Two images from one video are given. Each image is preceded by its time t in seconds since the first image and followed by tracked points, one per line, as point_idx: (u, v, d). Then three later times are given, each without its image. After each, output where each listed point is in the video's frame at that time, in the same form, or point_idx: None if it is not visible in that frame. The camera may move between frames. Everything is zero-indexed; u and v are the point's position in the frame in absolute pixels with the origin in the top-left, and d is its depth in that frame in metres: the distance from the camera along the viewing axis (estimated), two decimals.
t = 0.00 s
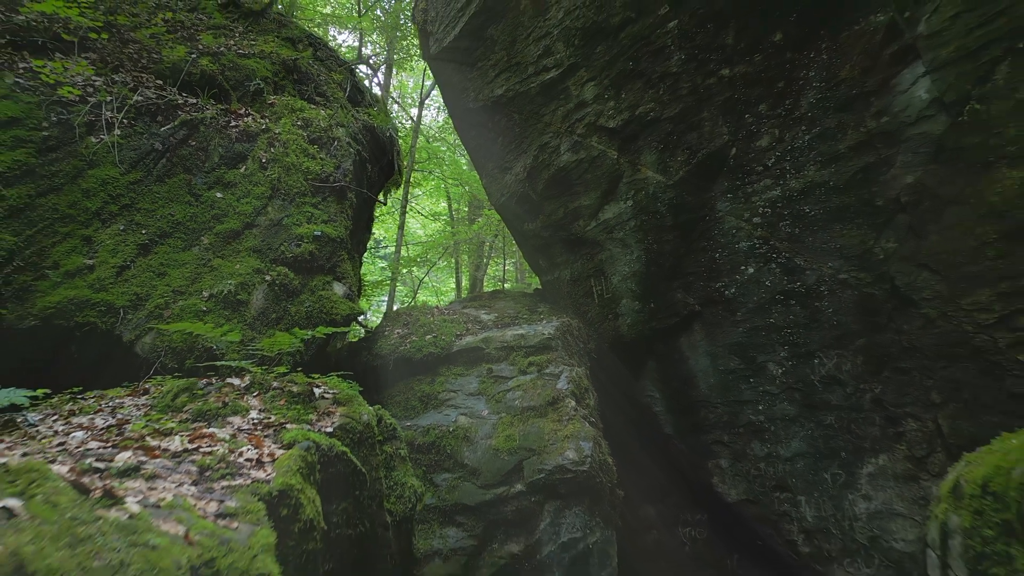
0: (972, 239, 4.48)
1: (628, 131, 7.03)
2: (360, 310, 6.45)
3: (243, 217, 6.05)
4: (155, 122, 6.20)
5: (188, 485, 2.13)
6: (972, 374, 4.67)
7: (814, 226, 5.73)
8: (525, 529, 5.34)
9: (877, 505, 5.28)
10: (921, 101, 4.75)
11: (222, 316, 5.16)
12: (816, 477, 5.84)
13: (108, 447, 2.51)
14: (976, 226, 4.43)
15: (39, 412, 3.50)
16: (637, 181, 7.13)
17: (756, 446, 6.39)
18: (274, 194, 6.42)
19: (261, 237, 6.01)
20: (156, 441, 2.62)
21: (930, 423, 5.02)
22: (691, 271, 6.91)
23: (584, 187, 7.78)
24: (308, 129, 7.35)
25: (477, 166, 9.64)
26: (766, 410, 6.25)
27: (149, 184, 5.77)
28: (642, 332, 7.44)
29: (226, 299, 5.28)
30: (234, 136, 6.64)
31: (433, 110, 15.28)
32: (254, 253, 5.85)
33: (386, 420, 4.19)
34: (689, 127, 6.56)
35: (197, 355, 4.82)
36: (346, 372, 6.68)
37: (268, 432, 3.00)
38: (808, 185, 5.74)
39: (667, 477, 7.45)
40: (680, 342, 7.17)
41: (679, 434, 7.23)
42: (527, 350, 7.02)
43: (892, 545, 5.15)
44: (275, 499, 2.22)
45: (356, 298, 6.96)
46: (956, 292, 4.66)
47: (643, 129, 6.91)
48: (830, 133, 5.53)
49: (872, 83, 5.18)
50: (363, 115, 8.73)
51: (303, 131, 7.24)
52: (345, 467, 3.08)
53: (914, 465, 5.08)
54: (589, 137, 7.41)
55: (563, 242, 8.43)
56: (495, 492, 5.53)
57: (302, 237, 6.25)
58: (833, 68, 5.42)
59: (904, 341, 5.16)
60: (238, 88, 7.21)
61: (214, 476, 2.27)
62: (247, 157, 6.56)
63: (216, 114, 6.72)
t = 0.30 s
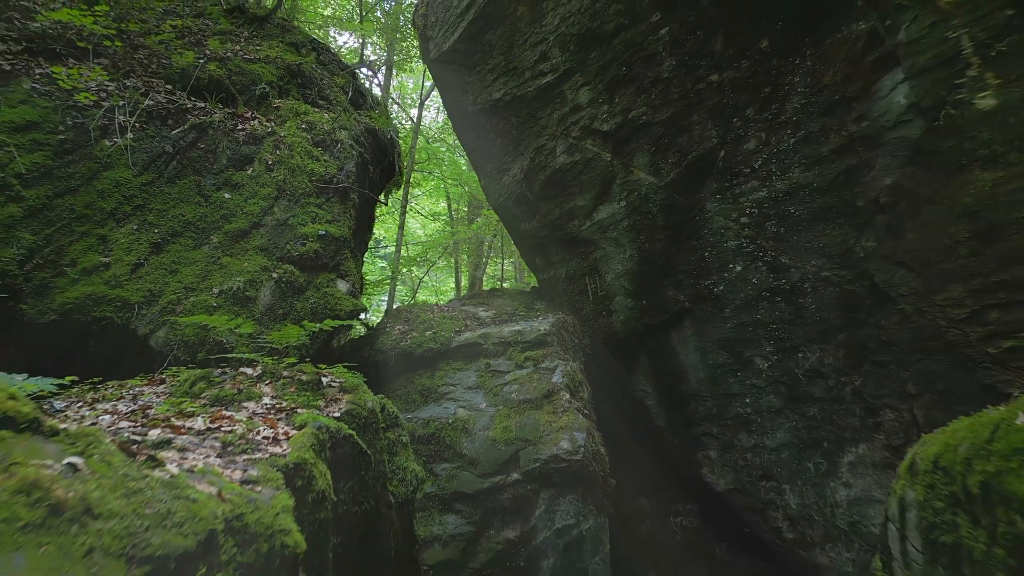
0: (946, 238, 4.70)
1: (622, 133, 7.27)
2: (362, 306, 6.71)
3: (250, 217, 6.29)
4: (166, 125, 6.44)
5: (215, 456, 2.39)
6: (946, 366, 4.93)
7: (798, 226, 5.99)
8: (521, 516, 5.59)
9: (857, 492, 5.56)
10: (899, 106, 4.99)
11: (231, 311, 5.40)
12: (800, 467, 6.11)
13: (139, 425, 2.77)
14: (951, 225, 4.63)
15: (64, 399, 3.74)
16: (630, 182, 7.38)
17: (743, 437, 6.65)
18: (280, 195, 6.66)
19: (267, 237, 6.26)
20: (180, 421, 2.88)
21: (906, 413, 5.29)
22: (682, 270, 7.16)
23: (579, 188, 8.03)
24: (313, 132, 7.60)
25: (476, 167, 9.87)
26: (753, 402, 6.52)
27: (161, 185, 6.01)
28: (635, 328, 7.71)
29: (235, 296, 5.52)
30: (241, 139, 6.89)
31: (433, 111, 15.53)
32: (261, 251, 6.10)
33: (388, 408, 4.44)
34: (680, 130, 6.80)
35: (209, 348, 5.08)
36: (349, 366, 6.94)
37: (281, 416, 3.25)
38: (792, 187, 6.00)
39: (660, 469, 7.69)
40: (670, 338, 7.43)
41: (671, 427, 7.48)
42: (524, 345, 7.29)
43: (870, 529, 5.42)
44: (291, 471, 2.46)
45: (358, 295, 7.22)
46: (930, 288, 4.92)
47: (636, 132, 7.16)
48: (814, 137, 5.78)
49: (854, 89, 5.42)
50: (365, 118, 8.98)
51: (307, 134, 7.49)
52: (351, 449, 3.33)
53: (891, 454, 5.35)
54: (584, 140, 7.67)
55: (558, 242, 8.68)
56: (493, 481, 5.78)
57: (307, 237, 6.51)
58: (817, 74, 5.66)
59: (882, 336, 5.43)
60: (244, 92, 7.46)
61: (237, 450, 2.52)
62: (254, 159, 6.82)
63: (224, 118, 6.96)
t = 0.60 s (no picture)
0: (926, 238, 4.93)
1: (617, 136, 7.48)
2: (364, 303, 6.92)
3: (256, 217, 6.50)
4: (174, 128, 6.64)
5: (233, 436, 2.60)
6: (926, 360, 5.17)
7: (786, 226, 6.20)
8: (518, 506, 5.79)
9: (842, 482, 5.78)
10: (882, 110, 5.20)
11: (239, 307, 5.60)
12: (788, 458, 6.33)
13: (160, 410, 2.98)
14: (931, 225, 4.86)
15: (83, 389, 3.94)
16: (625, 183, 7.59)
17: (733, 430, 6.86)
18: (285, 195, 6.87)
19: (273, 236, 6.47)
20: (198, 407, 3.09)
21: (888, 405, 5.53)
22: (675, 268, 7.37)
23: (576, 188, 8.23)
24: (316, 134, 7.81)
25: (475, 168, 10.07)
26: (743, 396, 6.73)
27: (170, 186, 6.22)
28: (629, 325, 7.93)
29: (242, 293, 5.73)
30: (246, 141, 7.09)
31: (433, 112, 15.73)
32: (267, 250, 6.31)
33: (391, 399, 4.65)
34: (673, 132, 7.01)
35: (218, 343, 5.28)
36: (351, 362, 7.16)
37: (291, 403, 3.47)
38: (781, 188, 6.20)
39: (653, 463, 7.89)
40: (663, 335, 7.65)
41: (664, 421, 7.69)
42: (521, 341, 7.52)
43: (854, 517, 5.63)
44: (302, 451, 2.67)
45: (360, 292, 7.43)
46: (910, 286, 5.14)
47: (630, 134, 7.37)
48: (802, 140, 5.98)
49: (840, 93, 5.61)
50: (367, 120, 9.20)
51: (311, 136, 7.71)
52: (357, 435, 3.53)
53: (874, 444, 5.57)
54: (580, 142, 7.87)
55: (555, 241, 8.88)
56: (491, 472, 5.99)
57: (311, 236, 6.72)
58: (804, 79, 5.86)
59: (866, 331, 5.64)
60: (249, 95, 7.66)
61: (251, 432, 2.72)
62: (259, 160, 7.02)
63: (230, 121, 7.16)
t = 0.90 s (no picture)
0: (904, 237, 5.21)
1: (612, 138, 7.72)
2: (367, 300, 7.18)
3: (262, 217, 6.75)
4: (183, 130, 6.87)
5: (252, 417, 2.86)
6: (904, 353, 5.48)
7: (773, 225, 6.43)
8: (515, 494, 6.03)
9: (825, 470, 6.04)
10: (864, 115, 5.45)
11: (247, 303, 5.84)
12: (774, 449, 6.59)
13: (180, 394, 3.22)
14: (908, 225, 5.15)
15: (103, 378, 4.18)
16: (619, 184, 7.84)
17: (723, 422, 7.11)
18: (290, 196, 7.12)
19: (278, 236, 6.71)
20: (216, 391, 3.34)
21: (869, 397, 5.80)
22: (667, 267, 7.61)
23: (572, 189, 8.47)
24: (320, 137, 8.06)
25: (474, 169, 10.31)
26: (732, 390, 6.98)
27: (180, 187, 6.46)
28: (624, 321, 8.18)
29: (250, 289, 5.98)
30: (252, 143, 7.34)
31: (432, 113, 15.97)
32: (273, 249, 6.56)
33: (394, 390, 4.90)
34: (665, 135, 7.25)
35: (227, 338, 5.54)
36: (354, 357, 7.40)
37: (302, 390, 3.72)
38: (768, 188, 6.43)
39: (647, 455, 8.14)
40: (656, 331, 7.89)
41: (657, 415, 7.93)
42: (519, 337, 7.78)
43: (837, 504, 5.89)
44: (315, 431, 2.92)
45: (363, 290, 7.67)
46: (889, 282, 5.42)
47: (625, 137, 7.61)
48: (788, 142, 6.19)
49: (824, 98, 5.84)
50: (368, 123, 9.45)
51: (315, 139, 7.96)
52: (363, 420, 3.77)
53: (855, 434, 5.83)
54: (576, 144, 8.12)
55: (552, 240, 9.13)
56: (489, 462, 6.23)
57: (316, 235, 6.97)
58: (790, 84, 6.10)
59: (848, 326, 5.90)
60: (255, 99, 7.90)
61: (267, 414, 2.97)
62: (265, 162, 7.28)
63: (236, 124, 7.40)
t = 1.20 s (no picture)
0: (886, 236, 5.42)
1: (607, 140, 7.92)
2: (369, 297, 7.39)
3: (268, 217, 6.96)
4: (191, 132, 7.05)
5: (265, 403, 3.08)
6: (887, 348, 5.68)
7: (762, 225, 6.63)
8: (512, 486, 6.21)
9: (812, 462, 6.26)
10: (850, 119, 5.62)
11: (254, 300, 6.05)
12: (764, 441, 6.81)
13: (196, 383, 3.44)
14: (891, 225, 5.35)
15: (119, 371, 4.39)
16: (614, 185, 8.05)
17: (715, 416, 7.32)
18: (295, 196, 7.33)
19: (283, 236, 6.91)
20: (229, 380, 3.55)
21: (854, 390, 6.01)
22: (661, 265, 7.82)
23: (569, 189, 8.67)
24: (323, 139, 8.28)
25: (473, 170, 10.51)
26: (723, 384, 7.19)
27: (188, 187, 6.65)
28: (619, 319, 8.39)
29: (256, 287, 6.19)
30: (257, 145, 7.54)
31: (432, 114, 16.19)
32: (278, 248, 6.77)
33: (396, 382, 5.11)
34: (658, 137, 7.45)
35: (235, 333, 5.75)
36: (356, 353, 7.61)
37: (309, 380, 3.94)
38: (758, 189, 6.60)
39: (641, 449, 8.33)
40: (650, 328, 8.11)
41: (651, 409, 8.16)
42: (516, 333, 8.00)
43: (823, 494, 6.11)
44: (323, 416, 3.12)
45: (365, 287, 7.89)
46: (873, 280, 5.63)
47: (620, 139, 7.81)
48: (778, 144, 6.33)
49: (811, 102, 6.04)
50: (370, 125, 9.66)
51: (318, 141, 8.18)
52: (367, 410, 3.96)
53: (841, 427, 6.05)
54: (572, 146, 8.33)
55: (549, 239, 9.33)
56: (487, 454, 6.44)
57: (319, 235, 7.19)
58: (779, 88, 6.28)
59: (834, 323, 6.10)
60: (259, 101, 8.10)
61: (278, 400, 3.18)
62: (270, 163, 7.50)
63: (242, 126, 7.60)
